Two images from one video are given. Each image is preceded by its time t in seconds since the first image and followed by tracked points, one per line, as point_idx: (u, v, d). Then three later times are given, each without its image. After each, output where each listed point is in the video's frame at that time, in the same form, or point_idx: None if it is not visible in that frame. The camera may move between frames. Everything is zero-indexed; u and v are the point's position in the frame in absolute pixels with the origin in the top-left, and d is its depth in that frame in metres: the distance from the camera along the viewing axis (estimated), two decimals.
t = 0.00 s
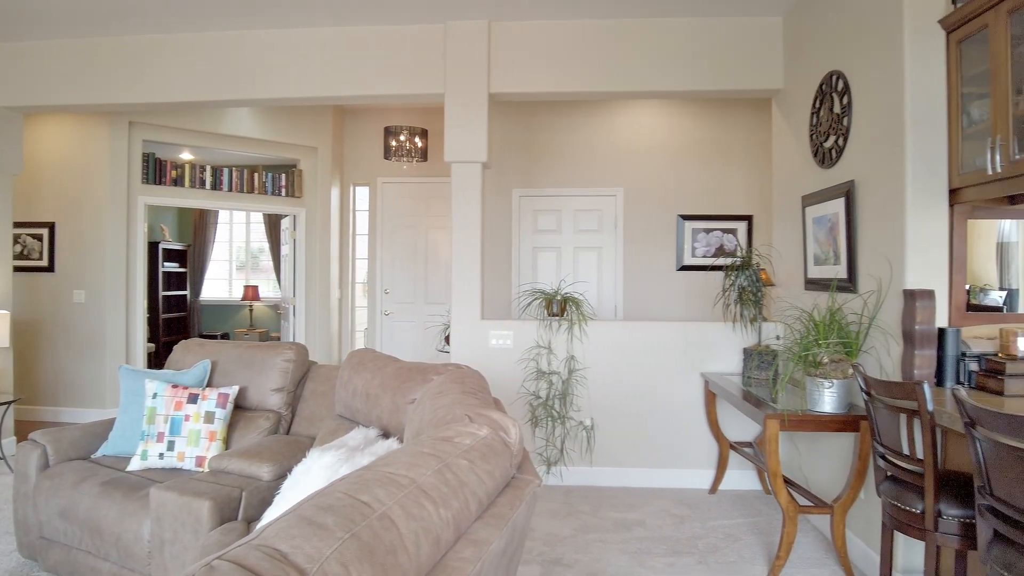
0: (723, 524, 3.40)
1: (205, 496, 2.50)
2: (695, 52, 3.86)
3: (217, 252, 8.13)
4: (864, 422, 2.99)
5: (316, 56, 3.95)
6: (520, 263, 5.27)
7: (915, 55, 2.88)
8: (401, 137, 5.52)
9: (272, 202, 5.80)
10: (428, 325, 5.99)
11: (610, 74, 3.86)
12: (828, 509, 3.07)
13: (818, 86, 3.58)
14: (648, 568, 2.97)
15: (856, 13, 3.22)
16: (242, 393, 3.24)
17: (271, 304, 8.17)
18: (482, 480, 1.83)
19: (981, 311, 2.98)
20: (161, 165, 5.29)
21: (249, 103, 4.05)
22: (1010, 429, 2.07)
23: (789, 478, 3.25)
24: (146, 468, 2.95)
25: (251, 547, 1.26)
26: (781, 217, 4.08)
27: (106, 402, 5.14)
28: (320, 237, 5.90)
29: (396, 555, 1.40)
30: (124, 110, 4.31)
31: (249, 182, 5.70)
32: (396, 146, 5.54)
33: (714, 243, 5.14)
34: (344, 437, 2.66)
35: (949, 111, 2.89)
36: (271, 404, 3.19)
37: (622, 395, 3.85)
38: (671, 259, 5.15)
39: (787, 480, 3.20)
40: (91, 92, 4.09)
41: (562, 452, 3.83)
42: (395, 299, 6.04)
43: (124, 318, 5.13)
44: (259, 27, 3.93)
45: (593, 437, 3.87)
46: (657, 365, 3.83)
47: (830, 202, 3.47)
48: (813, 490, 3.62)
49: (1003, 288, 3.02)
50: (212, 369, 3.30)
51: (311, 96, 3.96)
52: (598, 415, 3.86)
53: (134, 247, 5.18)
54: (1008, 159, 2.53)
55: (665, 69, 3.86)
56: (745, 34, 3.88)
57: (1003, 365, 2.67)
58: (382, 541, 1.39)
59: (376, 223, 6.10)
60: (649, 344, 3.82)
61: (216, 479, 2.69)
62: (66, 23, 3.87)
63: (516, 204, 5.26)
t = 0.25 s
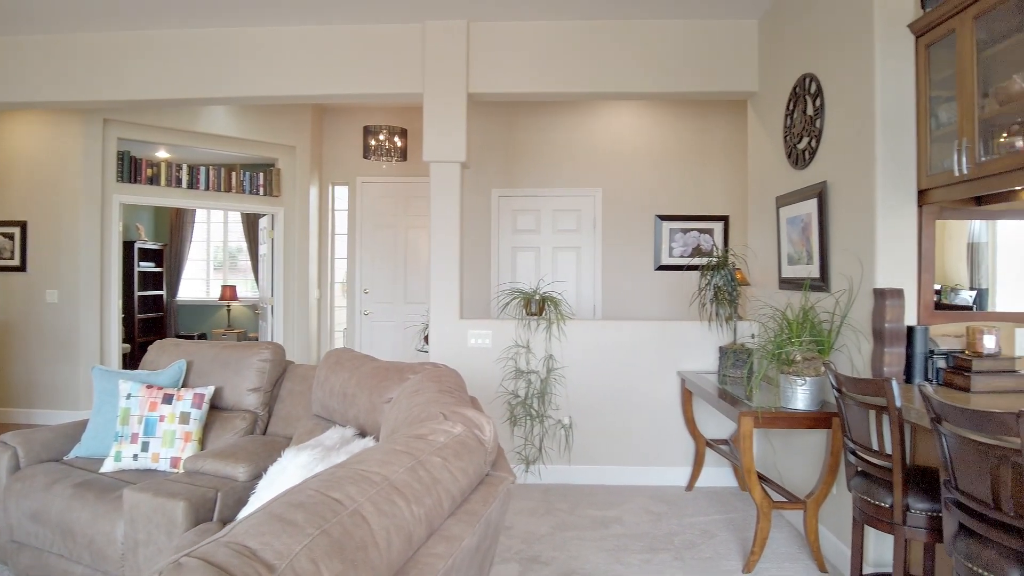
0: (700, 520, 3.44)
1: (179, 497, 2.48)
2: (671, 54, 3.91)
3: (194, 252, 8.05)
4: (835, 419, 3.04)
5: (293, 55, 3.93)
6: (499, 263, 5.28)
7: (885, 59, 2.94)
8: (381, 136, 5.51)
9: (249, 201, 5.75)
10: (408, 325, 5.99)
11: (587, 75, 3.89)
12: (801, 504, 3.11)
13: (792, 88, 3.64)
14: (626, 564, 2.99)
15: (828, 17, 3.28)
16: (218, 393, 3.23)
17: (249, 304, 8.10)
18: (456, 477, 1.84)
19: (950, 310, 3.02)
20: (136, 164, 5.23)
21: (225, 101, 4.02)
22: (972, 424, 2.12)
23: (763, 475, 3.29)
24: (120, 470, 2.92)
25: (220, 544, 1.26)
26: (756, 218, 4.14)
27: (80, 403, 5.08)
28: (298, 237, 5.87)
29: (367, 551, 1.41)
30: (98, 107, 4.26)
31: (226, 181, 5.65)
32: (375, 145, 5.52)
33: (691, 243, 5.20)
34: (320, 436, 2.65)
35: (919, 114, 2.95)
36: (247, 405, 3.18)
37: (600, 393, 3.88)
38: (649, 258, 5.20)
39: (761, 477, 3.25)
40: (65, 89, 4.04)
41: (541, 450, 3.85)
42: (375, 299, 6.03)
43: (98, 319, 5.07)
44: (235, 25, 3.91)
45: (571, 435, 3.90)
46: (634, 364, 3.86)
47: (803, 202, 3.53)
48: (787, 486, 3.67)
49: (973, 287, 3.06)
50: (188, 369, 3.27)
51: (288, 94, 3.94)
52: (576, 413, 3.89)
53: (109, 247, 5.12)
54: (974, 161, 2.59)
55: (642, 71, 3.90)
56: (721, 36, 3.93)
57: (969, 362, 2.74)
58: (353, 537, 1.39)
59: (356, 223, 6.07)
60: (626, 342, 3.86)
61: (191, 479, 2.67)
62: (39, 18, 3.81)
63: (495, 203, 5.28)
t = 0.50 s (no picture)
0: (677, 518, 3.47)
1: (152, 499, 2.45)
2: (648, 56, 3.94)
3: (169, 251, 7.94)
4: (808, 416, 3.09)
5: (268, 53, 3.91)
6: (478, 263, 5.28)
7: (856, 62, 3.00)
8: (359, 135, 5.52)
9: (225, 199, 5.67)
10: (386, 324, 5.97)
11: (564, 75, 3.91)
12: (775, 501, 3.15)
13: (766, 90, 3.69)
14: (603, 562, 3.01)
15: (802, 20, 3.33)
16: (192, 394, 3.19)
17: (226, 304, 8.02)
18: (429, 476, 1.85)
19: (920, 310, 3.08)
20: (109, 162, 5.15)
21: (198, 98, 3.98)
22: (938, 419, 2.17)
23: (738, 472, 3.33)
24: (92, 472, 2.88)
25: (188, 544, 1.24)
26: (732, 218, 4.19)
27: (52, 404, 5.00)
28: (275, 236, 5.84)
29: (337, 549, 1.40)
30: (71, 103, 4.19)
31: (202, 179, 5.56)
32: (353, 144, 5.52)
33: (668, 243, 5.24)
34: (297, 436, 2.62)
35: (889, 116, 3.01)
36: (222, 405, 3.16)
37: (578, 392, 3.90)
38: (627, 258, 5.24)
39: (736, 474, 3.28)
40: (36, 85, 3.97)
41: (519, 450, 3.86)
42: (353, 299, 6.00)
43: (70, 319, 4.99)
44: (210, 22, 3.87)
45: (550, 434, 3.91)
46: (612, 363, 3.89)
47: (777, 203, 3.58)
48: (762, 483, 3.72)
49: (944, 287, 3.09)
50: (162, 370, 3.23)
51: (263, 92, 3.91)
52: (554, 412, 3.90)
53: (81, 247, 5.04)
54: (941, 162, 2.66)
55: (619, 71, 3.93)
56: (698, 38, 3.98)
57: (938, 360, 2.80)
58: (323, 536, 1.39)
59: (334, 222, 6.04)
60: (604, 341, 3.88)
61: (165, 481, 2.64)
62: (9, 13, 3.74)
63: (474, 203, 5.28)
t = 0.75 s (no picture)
0: (652, 515, 3.51)
1: (122, 500, 2.42)
2: (624, 57, 3.98)
3: (143, 251, 7.84)
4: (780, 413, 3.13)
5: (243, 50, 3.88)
6: (455, 262, 5.29)
7: (826, 65, 3.06)
8: (336, 133, 5.49)
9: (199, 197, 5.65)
10: (363, 324, 5.96)
11: (541, 75, 3.93)
12: (747, 497, 3.19)
13: (740, 92, 3.74)
14: (578, 559, 3.03)
15: (774, 23, 3.39)
16: (164, 394, 3.16)
17: (200, 304, 7.94)
18: (400, 473, 1.85)
19: (891, 308, 3.16)
20: (80, 158, 5.08)
21: (170, 94, 3.93)
22: (904, 414, 2.21)
23: (711, 469, 3.36)
24: (60, 474, 2.83)
25: (152, 541, 1.23)
26: (706, 218, 4.25)
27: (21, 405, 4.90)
28: (251, 235, 5.80)
29: (305, 546, 1.40)
30: (41, 99, 4.12)
31: (176, 177, 5.56)
32: (330, 143, 5.50)
33: (644, 243, 5.29)
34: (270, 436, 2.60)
35: (858, 118, 3.06)
36: (195, 406, 3.13)
37: (554, 390, 3.91)
38: (604, 257, 5.28)
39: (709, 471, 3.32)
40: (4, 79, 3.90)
41: (496, 448, 3.87)
42: (330, 298, 5.98)
43: (39, 318, 4.91)
44: (183, 18, 3.83)
45: (527, 433, 3.92)
46: (588, 362, 3.92)
47: (750, 203, 3.63)
48: (735, 480, 3.76)
49: (914, 287, 3.17)
50: (133, 370, 3.19)
51: (237, 90, 3.88)
52: (531, 411, 3.92)
53: (50, 245, 4.96)
54: (908, 164, 2.72)
55: (596, 72, 3.96)
56: (673, 40, 4.02)
57: (905, 357, 2.85)
58: (290, 532, 1.39)
59: (310, 221, 6.01)
60: (580, 340, 3.90)
61: (136, 482, 2.62)
62: None
63: (452, 202, 5.28)
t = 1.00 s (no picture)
0: (625, 511, 3.53)
1: (88, 501, 2.38)
2: (597, 57, 4.01)
3: (112, 250, 7.72)
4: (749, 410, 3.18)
5: (214, 46, 3.85)
6: (431, 261, 5.29)
7: (794, 67, 3.11)
8: (310, 132, 5.41)
9: (172, 195, 5.60)
10: (338, 323, 5.94)
11: (516, 74, 3.95)
12: (718, 492, 3.23)
13: (711, 93, 3.80)
14: (551, 555, 3.05)
15: (745, 24, 3.44)
16: (133, 394, 3.12)
17: (172, 304, 7.84)
18: (367, 469, 1.85)
19: (859, 307, 3.20)
20: (47, 155, 4.98)
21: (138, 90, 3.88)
22: (865, 408, 2.25)
23: (683, 465, 3.40)
24: (24, 476, 2.78)
25: (109, 536, 1.21)
26: (678, 217, 4.30)
27: None
28: (224, 234, 5.76)
29: (267, 540, 1.39)
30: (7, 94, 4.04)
31: (146, 175, 5.54)
32: (304, 141, 5.43)
33: (619, 242, 5.34)
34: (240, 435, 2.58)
35: (825, 119, 3.12)
36: (164, 406, 3.10)
37: (529, 389, 3.93)
38: (579, 257, 5.31)
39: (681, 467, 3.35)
40: None
41: (471, 447, 3.87)
42: (304, 298, 5.96)
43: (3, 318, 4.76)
44: (153, 13, 3.79)
45: (501, 431, 3.94)
46: (562, 360, 3.94)
47: (721, 203, 3.68)
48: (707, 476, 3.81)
49: (884, 286, 3.21)
50: (101, 369, 3.14)
51: (208, 86, 3.85)
52: (505, 410, 3.93)
53: (15, 240, 4.82)
54: (873, 164, 2.78)
55: (570, 71, 3.99)
56: (646, 41, 4.07)
57: (870, 353, 2.92)
58: (253, 527, 1.38)
59: (284, 219, 5.99)
60: (555, 338, 3.93)
61: (102, 483, 2.58)
62: None
63: (427, 201, 5.28)
